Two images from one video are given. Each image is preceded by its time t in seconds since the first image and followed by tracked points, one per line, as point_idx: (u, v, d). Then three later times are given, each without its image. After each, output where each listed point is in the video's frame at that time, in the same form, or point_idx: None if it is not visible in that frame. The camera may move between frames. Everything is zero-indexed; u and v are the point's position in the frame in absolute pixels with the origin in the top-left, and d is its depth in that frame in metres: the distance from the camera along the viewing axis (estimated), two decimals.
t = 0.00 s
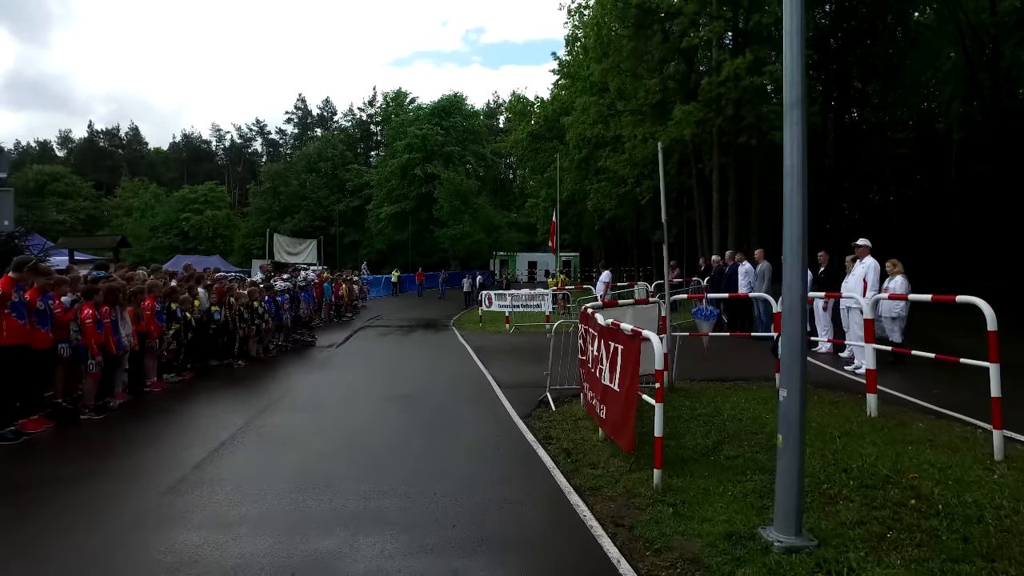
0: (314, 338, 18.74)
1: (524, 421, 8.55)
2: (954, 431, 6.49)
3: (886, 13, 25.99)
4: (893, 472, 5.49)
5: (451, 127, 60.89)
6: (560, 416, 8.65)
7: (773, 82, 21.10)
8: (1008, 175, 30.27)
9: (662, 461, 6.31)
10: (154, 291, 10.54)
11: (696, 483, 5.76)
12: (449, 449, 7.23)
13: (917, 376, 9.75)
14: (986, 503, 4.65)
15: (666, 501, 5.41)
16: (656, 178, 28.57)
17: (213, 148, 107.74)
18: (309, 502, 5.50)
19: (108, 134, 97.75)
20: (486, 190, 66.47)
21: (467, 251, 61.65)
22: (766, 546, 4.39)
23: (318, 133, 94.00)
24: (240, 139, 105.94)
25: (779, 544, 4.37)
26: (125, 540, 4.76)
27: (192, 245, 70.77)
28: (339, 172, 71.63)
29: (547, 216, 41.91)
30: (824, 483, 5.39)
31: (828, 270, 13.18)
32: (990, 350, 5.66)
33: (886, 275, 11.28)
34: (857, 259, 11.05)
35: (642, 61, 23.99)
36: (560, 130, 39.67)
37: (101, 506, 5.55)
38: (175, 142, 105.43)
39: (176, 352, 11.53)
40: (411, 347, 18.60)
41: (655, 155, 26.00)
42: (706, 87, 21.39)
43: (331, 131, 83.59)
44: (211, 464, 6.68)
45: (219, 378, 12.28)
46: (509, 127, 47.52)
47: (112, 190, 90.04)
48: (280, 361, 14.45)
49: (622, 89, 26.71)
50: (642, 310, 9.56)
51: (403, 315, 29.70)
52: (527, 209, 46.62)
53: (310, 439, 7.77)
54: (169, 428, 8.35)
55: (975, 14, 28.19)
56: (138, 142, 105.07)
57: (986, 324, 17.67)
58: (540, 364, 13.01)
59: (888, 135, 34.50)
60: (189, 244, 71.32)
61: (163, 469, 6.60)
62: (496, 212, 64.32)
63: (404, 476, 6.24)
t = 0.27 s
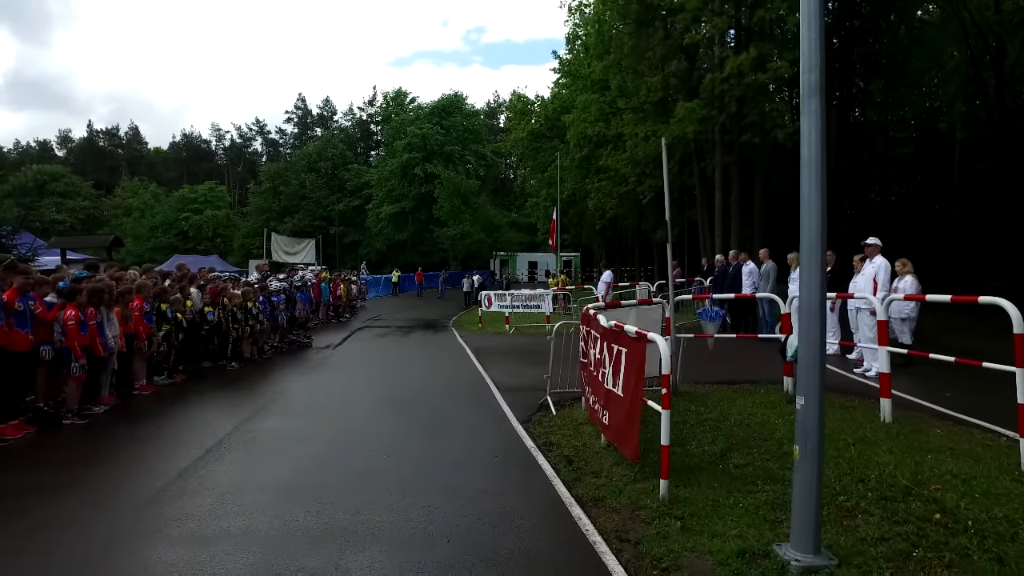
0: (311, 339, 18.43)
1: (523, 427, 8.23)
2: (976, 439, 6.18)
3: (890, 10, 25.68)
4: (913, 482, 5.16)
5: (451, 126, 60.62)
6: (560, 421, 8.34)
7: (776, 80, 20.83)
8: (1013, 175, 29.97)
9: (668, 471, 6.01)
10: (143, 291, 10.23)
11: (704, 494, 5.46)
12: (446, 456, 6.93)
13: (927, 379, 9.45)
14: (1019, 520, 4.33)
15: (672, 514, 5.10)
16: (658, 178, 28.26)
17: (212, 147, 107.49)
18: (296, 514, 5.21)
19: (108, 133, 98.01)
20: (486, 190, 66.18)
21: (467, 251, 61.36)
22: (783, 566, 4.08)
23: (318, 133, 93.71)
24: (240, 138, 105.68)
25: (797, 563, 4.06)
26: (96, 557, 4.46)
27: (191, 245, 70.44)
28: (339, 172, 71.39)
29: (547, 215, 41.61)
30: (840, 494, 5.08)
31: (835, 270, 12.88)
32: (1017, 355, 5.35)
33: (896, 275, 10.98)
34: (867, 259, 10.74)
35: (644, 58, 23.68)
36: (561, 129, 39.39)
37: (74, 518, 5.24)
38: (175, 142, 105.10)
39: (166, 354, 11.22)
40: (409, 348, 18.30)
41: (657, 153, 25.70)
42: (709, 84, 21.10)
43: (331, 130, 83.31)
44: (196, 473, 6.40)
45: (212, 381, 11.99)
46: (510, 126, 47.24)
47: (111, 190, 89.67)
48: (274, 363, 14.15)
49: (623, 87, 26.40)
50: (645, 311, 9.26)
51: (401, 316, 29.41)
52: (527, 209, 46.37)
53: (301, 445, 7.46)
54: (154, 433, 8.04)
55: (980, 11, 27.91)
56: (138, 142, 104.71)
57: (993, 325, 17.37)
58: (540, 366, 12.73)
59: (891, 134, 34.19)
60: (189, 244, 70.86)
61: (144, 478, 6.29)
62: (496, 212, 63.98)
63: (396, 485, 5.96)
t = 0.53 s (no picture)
0: (308, 339, 18.11)
1: (524, 432, 7.91)
2: (1000, 448, 5.88)
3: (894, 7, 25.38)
4: (939, 494, 4.85)
5: (451, 125, 60.32)
6: (562, 426, 8.02)
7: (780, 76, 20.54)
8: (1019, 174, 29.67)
9: (676, 481, 5.71)
10: (131, 291, 9.92)
11: (714, 507, 5.16)
12: (443, 464, 6.63)
13: (941, 383, 9.14)
14: None
15: (683, 529, 4.80)
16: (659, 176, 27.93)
17: (212, 146, 107.14)
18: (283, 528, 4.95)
19: (108, 132, 97.81)
20: (486, 189, 65.94)
21: (467, 251, 61.09)
22: None
23: (317, 132, 93.36)
24: (239, 137, 105.39)
25: None
26: None
27: (191, 245, 70.14)
28: (339, 171, 71.11)
29: (547, 214, 41.31)
30: (861, 506, 4.77)
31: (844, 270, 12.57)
32: None
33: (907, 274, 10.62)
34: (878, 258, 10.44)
35: (646, 55, 23.38)
36: (561, 127, 39.08)
37: (44, 532, 4.94)
38: (174, 141, 104.81)
39: (157, 355, 10.92)
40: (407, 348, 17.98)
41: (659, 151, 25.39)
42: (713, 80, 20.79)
43: (331, 129, 83.00)
44: (181, 481, 6.14)
45: (204, 383, 11.69)
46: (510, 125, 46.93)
47: (110, 189, 89.27)
48: (269, 364, 13.86)
49: (625, 84, 26.09)
50: (649, 311, 8.95)
51: (400, 315, 29.11)
52: (528, 208, 46.06)
53: (292, 451, 7.16)
54: (139, 440, 7.73)
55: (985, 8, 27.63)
56: (138, 141, 104.36)
57: (1000, 325, 17.08)
58: (541, 367, 12.44)
59: (894, 133, 33.87)
60: (188, 243, 70.45)
61: (123, 488, 5.98)
62: (496, 212, 63.67)
63: (389, 496, 5.68)
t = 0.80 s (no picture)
0: (303, 341, 17.80)
1: (523, 440, 7.60)
2: None
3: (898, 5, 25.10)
4: (966, 510, 4.55)
5: (451, 125, 60.04)
6: (563, 433, 7.72)
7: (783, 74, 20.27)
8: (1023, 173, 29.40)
9: (683, 494, 5.41)
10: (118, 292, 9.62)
11: (725, 524, 4.86)
12: (439, 474, 6.34)
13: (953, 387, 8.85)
14: None
15: (692, 549, 4.50)
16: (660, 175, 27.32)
17: (211, 146, 106.79)
18: (264, 550, 4.68)
19: (106, 132, 97.57)
20: (486, 189, 65.64)
21: (466, 251, 60.80)
22: None
23: (317, 132, 93.06)
24: (239, 137, 105.12)
25: None
26: None
27: (189, 245, 69.82)
28: (338, 171, 70.83)
29: (547, 214, 41.02)
30: (883, 524, 4.47)
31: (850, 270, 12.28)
32: None
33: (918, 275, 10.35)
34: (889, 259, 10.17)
35: (647, 52, 23.11)
36: (561, 127, 38.80)
37: (12, 552, 4.67)
38: (173, 141, 104.50)
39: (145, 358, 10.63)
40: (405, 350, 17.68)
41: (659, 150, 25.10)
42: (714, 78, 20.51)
43: (330, 129, 82.71)
44: (161, 496, 5.88)
45: (195, 387, 11.40)
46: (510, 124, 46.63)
47: (108, 189, 88.87)
48: (263, 366, 13.57)
49: (625, 83, 25.83)
50: (653, 314, 8.66)
51: (399, 316, 28.83)
52: (527, 208, 45.78)
53: (282, 461, 6.87)
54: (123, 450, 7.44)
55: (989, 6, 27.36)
56: (137, 140, 103.98)
57: (1008, 327, 16.81)
58: (540, 370, 12.16)
59: (896, 133, 33.61)
60: (187, 244, 70.00)
61: (98, 505, 5.68)
62: (496, 212, 63.37)
63: (379, 512, 5.41)
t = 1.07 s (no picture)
0: (298, 342, 17.48)
1: (518, 447, 7.28)
2: None
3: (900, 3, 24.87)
4: (992, 527, 4.24)
5: (450, 125, 59.75)
6: (560, 440, 7.41)
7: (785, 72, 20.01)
8: None
9: (686, 508, 5.11)
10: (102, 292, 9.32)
11: (733, 541, 4.55)
12: (430, 485, 6.05)
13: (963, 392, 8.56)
14: None
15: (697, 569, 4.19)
16: (660, 175, 27.48)
17: (210, 146, 106.32)
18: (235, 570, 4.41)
19: (104, 131, 97.28)
20: (485, 189, 65.33)
21: (465, 252, 60.52)
22: None
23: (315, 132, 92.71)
24: (237, 137, 104.75)
25: None
26: None
27: (187, 245, 69.29)
28: (337, 171, 70.53)
29: (546, 215, 40.71)
30: (902, 543, 4.16)
31: (856, 271, 11.98)
32: None
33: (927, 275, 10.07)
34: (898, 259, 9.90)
35: (647, 50, 22.86)
36: (560, 127, 38.50)
37: None
38: (171, 141, 104.15)
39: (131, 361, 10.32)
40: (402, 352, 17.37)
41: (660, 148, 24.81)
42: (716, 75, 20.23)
43: (329, 129, 82.38)
44: (134, 510, 5.60)
45: (183, 390, 11.09)
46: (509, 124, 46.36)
47: (106, 189, 88.25)
48: (254, 368, 13.26)
49: (625, 81, 25.54)
50: (653, 316, 8.34)
51: (396, 317, 28.53)
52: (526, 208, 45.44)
53: (266, 471, 6.58)
54: (101, 459, 7.14)
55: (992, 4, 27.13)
56: (135, 140, 103.42)
57: (1013, 329, 16.53)
58: (538, 373, 11.87)
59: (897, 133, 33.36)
60: (185, 244, 69.25)
61: (67, 521, 5.38)
62: (495, 212, 63.03)
63: (362, 526, 5.11)
